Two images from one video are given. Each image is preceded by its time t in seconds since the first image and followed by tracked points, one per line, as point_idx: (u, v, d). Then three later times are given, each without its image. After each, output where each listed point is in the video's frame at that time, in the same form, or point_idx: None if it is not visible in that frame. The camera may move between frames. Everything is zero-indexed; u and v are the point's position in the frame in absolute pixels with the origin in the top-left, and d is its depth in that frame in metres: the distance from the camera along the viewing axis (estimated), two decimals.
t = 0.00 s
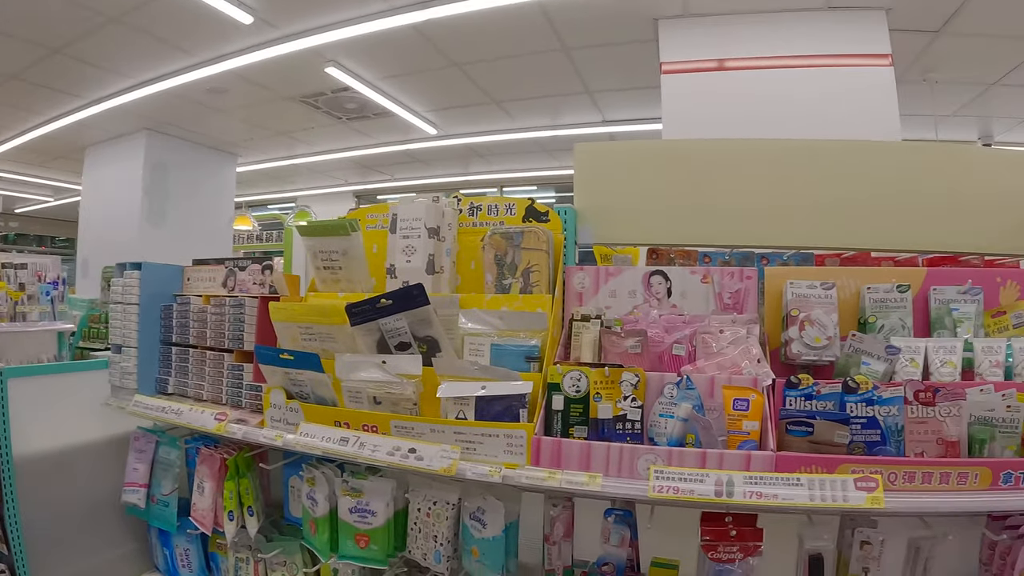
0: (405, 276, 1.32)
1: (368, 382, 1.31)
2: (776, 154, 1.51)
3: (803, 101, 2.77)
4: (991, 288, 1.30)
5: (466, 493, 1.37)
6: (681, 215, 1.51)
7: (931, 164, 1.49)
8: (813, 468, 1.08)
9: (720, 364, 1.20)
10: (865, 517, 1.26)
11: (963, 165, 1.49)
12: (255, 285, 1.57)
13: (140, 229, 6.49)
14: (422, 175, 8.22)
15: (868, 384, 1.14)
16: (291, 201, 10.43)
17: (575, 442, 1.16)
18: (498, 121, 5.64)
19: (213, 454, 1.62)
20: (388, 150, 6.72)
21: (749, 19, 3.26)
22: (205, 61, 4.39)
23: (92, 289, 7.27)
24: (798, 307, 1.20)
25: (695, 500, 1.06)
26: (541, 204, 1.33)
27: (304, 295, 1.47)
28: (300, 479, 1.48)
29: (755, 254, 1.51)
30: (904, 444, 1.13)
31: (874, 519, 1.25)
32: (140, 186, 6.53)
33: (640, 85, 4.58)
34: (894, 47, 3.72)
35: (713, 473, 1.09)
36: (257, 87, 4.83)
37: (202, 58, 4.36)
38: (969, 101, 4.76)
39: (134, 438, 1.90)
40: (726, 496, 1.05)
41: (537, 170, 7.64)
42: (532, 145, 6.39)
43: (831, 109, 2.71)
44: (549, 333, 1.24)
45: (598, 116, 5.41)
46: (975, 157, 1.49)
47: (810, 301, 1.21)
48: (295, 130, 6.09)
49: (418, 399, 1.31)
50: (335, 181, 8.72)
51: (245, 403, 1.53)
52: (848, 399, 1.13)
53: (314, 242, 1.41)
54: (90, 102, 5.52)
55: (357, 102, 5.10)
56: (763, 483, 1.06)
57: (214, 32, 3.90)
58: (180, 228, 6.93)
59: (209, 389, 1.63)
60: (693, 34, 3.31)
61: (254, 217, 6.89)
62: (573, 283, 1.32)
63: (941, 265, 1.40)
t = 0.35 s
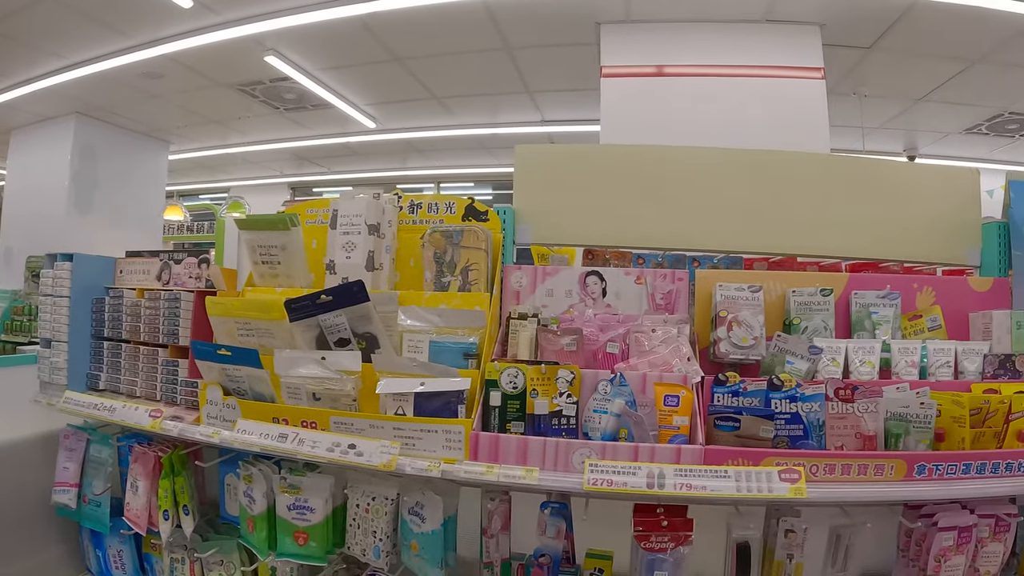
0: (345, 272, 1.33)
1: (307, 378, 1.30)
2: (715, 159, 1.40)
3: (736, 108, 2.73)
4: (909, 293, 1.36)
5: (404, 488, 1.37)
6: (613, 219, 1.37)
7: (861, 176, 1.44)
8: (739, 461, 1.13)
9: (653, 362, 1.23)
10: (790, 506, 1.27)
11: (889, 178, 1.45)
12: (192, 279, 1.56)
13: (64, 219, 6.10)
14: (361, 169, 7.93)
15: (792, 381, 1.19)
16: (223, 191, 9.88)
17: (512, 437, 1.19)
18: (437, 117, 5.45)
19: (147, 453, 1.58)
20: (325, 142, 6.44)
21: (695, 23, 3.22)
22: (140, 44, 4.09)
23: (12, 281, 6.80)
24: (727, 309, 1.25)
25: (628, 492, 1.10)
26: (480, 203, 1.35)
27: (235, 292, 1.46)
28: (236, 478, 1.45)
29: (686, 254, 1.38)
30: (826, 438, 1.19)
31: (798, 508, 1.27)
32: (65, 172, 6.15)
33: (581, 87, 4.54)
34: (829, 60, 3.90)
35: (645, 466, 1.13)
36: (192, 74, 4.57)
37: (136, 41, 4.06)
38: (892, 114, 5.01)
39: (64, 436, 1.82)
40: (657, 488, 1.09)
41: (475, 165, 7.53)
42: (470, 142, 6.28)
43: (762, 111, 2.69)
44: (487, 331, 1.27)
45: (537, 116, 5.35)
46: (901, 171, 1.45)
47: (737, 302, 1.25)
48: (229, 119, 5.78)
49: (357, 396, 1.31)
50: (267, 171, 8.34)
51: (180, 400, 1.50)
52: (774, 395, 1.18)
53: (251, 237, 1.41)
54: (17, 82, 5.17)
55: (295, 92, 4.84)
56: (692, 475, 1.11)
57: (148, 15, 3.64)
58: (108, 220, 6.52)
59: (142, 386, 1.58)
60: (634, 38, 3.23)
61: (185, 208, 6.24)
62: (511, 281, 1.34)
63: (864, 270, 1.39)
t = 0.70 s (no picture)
0: (302, 273, 1.33)
1: (262, 380, 1.30)
2: (666, 164, 1.40)
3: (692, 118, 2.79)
4: (857, 296, 1.39)
5: (361, 489, 1.37)
6: (563, 222, 1.38)
7: (811, 181, 1.44)
8: (689, 460, 1.15)
9: (606, 363, 1.25)
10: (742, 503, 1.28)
11: (839, 183, 1.45)
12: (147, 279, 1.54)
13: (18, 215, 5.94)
14: (324, 167, 7.81)
15: (741, 382, 1.21)
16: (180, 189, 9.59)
17: (466, 437, 1.19)
18: (399, 117, 5.39)
19: (102, 455, 1.55)
20: (284, 140, 6.32)
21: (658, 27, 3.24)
22: (96, 38, 3.97)
23: None
24: (678, 311, 1.27)
25: (580, 491, 1.11)
26: (437, 205, 1.36)
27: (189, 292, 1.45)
28: (192, 480, 1.44)
29: (641, 258, 1.48)
30: (774, 437, 1.21)
31: (749, 505, 1.29)
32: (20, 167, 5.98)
33: (542, 89, 4.59)
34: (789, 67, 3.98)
35: (597, 465, 1.15)
36: (150, 68, 4.44)
37: (93, 34, 3.94)
38: (848, 120, 5.13)
39: (16, 439, 1.78)
40: (608, 486, 1.10)
41: (438, 165, 7.50)
42: (432, 143, 6.25)
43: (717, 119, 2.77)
44: (442, 332, 1.28)
45: (499, 117, 5.37)
46: (851, 175, 1.44)
47: (689, 305, 1.28)
48: (187, 115, 5.64)
49: (313, 397, 1.31)
50: (226, 168, 8.13)
51: (135, 402, 1.48)
52: (723, 396, 1.20)
53: (207, 237, 1.40)
54: None
55: (256, 89, 4.76)
56: (643, 474, 1.13)
57: (105, 8, 3.53)
58: (61, 217, 6.36)
59: (96, 387, 1.56)
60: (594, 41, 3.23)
61: (140, 204, 6.10)
62: (467, 283, 1.35)
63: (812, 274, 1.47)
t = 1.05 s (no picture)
0: (249, 274, 1.33)
1: (208, 380, 1.29)
2: (600, 164, 1.40)
3: (654, 120, 2.73)
4: (802, 296, 1.36)
5: (309, 490, 1.37)
6: (496, 223, 1.38)
7: (752, 181, 1.41)
8: (631, 459, 1.15)
9: (550, 363, 1.25)
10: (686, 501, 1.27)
11: (781, 184, 1.42)
12: (97, 279, 1.53)
13: None
14: (288, 167, 7.73)
15: (683, 381, 1.21)
16: (144, 189, 9.42)
17: (409, 437, 1.20)
18: (362, 117, 5.37)
19: (51, 457, 1.54)
20: (246, 139, 6.25)
21: (620, 29, 3.26)
22: (56, 33, 3.92)
23: None
24: (623, 311, 1.27)
25: (520, 490, 1.12)
26: (385, 206, 1.36)
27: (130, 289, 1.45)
28: (139, 482, 1.43)
29: (593, 259, 1.49)
30: (716, 436, 1.20)
31: (694, 503, 1.27)
32: None
33: (504, 91, 4.62)
34: (750, 71, 4.03)
35: (538, 464, 1.15)
36: (109, 65, 4.37)
37: (51, 29, 3.87)
38: (809, 124, 5.20)
39: None
40: (548, 484, 1.11)
41: (403, 167, 7.48)
42: (397, 143, 6.24)
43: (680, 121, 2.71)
44: (387, 332, 1.29)
45: (463, 119, 5.39)
46: (792, 175, 1.42)
47: (633, 305, 1.28)
48: (148, 113, 5.55)
49: (258, 397, 1.31)
50: (189, 168, 7.99)
51: (83, 403, 1.47)
52: (665, 395, 1.20)
53: (155, 237, 1.39)
54: None
55: (218, 88, 4.71)
56: (584, 472, 1.13)
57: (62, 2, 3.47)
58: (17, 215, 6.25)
59: (45, 388, 1.54)
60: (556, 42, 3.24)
61: (100, 203, 6.01)
62: (415, 283, 1.35)
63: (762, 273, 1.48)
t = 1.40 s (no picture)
0: (200, 275, 1.33)
1: (157, 380, 1.29)
2: (551, 163, 1.39)
3: (615, 121, 2.75)
4: (753, 295, 1.35)
5: (260, 490, 1.36)
6: (446, 222, 1.37)
7: (706, 179, 1.40)
8: (574, 458, 1.15)
9: (497, 362, 1.25)
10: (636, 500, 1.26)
11: (735, 181, 1.41)
12: (51, 280, 1.53)
13: None
14: (260, 168, 7.69)
15: (628, 380, 1.20)
16: (115, 189, 9.33)
17: (354, 436, 1.20)
18: (332, 117, 5.37)
19: (8, 459, 1.53)
20: (215, 139, 6.23)
21: (587, 28, 3.27)
22: (24, 32, 3.89)
23: None
24: (571, 310, 1.27)
25: (462, 489, 1.12)
26: (336, 206, 1.36)
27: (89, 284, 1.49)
28: (94, 483, 1.43)
29: (547, 258, 1.49)
30: (662, 435, 1.19)
31: (642, 502, 1.27)
32: None
33: (474, 92, 4.64)
34: (719, 72, 4.04)
35: (481, 463, 1.15)
36: (77, 64, 4.35)
37: (20, 28, 3.84)
38: (778, 125, 5.21)
39: None
40: (490, 484, 1.11)
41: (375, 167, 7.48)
42: (368, 143, 6.24)
43: (644, 124, 2.75)
44: (335, 332, 1.28)
45: (433, 120, 5.40)
46: (745, 173, 1.41)
47: (581, 304, 1.27)
48: (118, 112, 5.50)
49: (207, 398, 1.31)
50: (161, 168, 7.92)
51: (38, 404, 1.47)
52: (610, 394, 1.19)
53: (107, 238, 1.38)
54: None
55: (187, 87, 4.70)
56: (526, 471, 1.14)
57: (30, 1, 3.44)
58: None
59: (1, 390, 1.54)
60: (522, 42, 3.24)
61: (70, 204, 5.93)
62: (365, 284, 1.35)
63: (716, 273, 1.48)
